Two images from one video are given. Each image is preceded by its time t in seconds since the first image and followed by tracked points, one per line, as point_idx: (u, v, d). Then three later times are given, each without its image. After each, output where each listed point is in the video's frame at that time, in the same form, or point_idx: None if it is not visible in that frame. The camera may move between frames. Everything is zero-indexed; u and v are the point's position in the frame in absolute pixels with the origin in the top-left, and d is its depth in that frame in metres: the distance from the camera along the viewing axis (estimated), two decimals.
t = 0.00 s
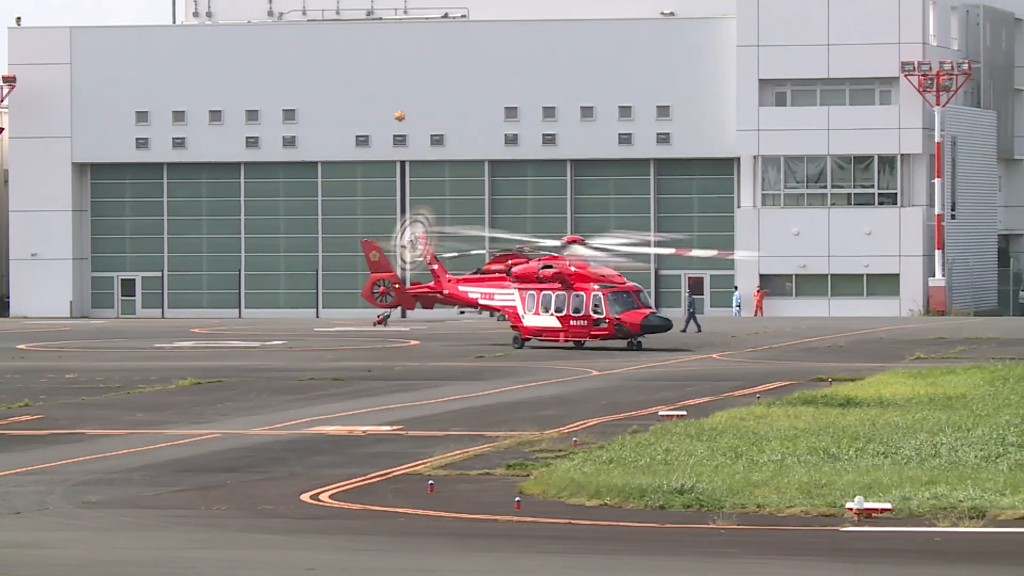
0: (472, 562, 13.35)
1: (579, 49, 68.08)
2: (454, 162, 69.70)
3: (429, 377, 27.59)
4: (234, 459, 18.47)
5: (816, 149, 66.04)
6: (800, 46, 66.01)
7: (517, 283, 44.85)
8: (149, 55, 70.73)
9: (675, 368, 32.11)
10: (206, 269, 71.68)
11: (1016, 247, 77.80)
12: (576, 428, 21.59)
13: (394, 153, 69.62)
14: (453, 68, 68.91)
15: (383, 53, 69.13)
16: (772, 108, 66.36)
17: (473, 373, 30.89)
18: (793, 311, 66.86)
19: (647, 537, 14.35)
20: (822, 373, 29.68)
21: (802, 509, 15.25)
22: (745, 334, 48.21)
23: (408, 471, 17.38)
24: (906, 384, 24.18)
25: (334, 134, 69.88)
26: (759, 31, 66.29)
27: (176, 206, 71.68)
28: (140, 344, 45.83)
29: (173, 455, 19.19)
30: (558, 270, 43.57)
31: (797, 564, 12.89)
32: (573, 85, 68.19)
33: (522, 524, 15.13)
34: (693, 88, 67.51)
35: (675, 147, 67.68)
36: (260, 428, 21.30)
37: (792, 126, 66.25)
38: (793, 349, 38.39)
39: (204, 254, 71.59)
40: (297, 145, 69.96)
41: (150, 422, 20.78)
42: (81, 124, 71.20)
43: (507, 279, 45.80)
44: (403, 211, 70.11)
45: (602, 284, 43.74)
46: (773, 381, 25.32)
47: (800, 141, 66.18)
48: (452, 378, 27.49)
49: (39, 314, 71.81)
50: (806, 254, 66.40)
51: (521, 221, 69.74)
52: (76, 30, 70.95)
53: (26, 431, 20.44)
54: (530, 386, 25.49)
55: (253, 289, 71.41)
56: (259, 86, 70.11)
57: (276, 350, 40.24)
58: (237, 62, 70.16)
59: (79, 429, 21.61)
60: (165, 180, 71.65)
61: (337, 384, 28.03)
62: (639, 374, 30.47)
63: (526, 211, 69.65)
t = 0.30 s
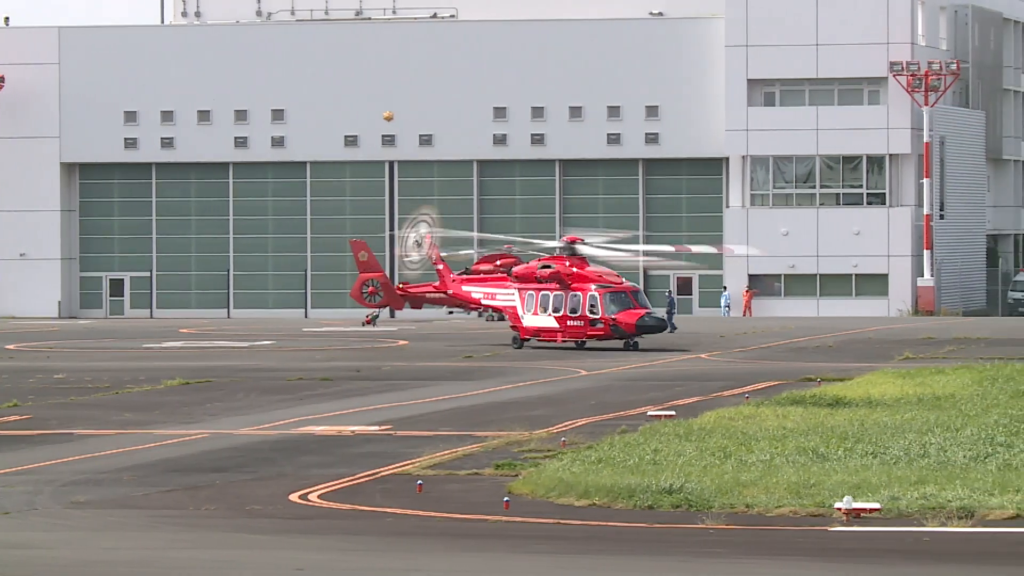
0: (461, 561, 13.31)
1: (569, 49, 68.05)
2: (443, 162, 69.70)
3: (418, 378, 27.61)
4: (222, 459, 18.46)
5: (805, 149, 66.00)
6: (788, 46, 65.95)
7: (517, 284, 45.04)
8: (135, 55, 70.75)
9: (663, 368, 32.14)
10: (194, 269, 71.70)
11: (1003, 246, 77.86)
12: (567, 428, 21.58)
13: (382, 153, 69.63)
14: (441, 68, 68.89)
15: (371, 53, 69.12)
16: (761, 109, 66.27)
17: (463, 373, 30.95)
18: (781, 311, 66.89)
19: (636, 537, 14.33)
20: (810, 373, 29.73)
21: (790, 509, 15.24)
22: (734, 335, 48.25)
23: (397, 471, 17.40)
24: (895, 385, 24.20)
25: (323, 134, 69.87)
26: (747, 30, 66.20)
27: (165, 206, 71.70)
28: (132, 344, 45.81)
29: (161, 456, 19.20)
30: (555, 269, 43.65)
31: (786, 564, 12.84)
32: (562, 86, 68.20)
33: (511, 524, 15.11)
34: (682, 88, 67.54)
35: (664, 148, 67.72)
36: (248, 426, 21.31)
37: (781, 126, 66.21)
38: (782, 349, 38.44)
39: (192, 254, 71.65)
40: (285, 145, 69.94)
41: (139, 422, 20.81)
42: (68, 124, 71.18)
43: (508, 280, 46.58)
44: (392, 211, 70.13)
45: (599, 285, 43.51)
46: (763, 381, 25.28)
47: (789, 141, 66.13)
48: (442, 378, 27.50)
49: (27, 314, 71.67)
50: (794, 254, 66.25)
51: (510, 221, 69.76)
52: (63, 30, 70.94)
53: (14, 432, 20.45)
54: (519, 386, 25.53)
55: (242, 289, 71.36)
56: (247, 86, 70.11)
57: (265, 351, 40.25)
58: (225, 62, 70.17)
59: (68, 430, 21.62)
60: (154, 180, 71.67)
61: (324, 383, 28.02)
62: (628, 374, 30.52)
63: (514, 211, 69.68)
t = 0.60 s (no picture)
0: (449, 561, 13.29)
1: (559, 49, 68.00)
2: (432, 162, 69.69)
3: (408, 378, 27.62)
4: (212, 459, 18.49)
5: (793, 149, 65.98)
6: (776, 47, 65.93)
7: (518, 284, 45.02)
8: (122, 56, 70.74)
9: (652, 368, 32.18)
10: (183, 269, 71.71)
11: (994, 246, 77.46)
12: (556, 428, 21.60)
13: (371, 153, 69.62)
14: (431, 68, 68.89)
15: (359, 54, 69.10)
16: (750, 109, 66.23)
17: (452, 373, 31.01)
18: (769, 312, 66.96)
19: (624, 537, 14.31)
20: (800, 373, 29.78)
21: (780, 509, 15.23)
22: (724, 335, 48.29)
23: (386, 471, 17.41)
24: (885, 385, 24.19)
25: (312, 135, 69.87)
26: (736, 31, 66.13)
27: (154, 207, 71.72)
28: (123, 344, 45.78)
29: (150, 457, 19.21)
30: (554, 269, 43.67)
31: (774, 564, 12.80)
32: (552, 86, 68.20)
33: (500, 524, 15.10)
34: (671, 87, 67.56)
35: (654, 148, 67.77)
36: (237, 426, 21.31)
37: (769, 126, 66.17)
38: (771, 349, 38.47)
39: (182, 254, 71.66)
40: (275, 145, 69.96)
41: (128, 423, 20.82)
42: (57, 124, 71.18)
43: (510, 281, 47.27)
44: (381, 211, 70.30)
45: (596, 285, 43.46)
46: (752, 381, 25.25)
47: (777, 142, 66.10)
48: (432, 378, 27.51)
49: (16, 314, 71.55)
50: (783, 254, 66.27)
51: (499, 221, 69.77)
52: (51, 30, 70.93)
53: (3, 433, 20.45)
54: (509, 386, 25.54)
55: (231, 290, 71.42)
56: (236, 87, 70.12)
57: (255, 351, 40.26)
58: (214, 62, 70.18)
59: (56, 430, 21.63)
60: (143, 180, 71.72)
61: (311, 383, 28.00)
62: (617, 374, 30.56)
63: (504, 211, 69.74)
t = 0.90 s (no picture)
0: (440, 560, 13.29)
1: (551, 49, 68.02)
2: (424, 162, 69.67)
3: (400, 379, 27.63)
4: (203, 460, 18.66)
5: (784, 149, 65.97)
6: (767, 47, 65.93)
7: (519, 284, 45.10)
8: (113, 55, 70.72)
9: (643, 368, 32.21)
10: (175, 269, 71.69)
11: (984, 247, 77.11)
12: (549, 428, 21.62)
13: (363, 153, 69.64)
14: (422, 68, 68.87)
15: (351, 54, 69.12)
16: (741, 109, 66.23)
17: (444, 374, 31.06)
18: (760, 312, 67.02)
19: (616, 537, 14.30)
20: (791, 373, 29.83)
21: (771, 509, 15.22)
22: (715, 334, 48.36)
23: (378, 472, 17.42)
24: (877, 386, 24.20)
25: (304, 135, 69.88)
26: (727, 30, 66.09)
27: (146, 207, 71.73)
28: (118, 344, 45.79)
29: (141, 458, 19.22)
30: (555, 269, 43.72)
31: (767, 564, 12.78)
32: (544, 86, 68.22)
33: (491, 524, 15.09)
34: (663, 87, 67.61)
35: (645, 148, 67.85)
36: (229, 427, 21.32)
37: (760, 125, 66.14)
38: (762, 349, 38.51)
39: (173, 254, 71.63)
40: (266, 145, 69.94)
41: (120, 424, 20.83)
42: (48, 125, 71.20)
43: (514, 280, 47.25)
44: (372, 211, 70.19)
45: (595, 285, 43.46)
46: (743, 381, 25.22)
47: (768, 142, 66.11)
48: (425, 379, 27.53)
49: (7, 314, 71.55)
50: (774, 254, 66.32)
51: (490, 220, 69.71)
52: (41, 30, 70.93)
53: None
54: (501, 387, 25.55)
55: (222, 290, 71.39)
56: (228, 87, 70.10)
57: (248, 351, 40.26)
58: (205, 61, 70.17)
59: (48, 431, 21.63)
60: (134, 181, 71.73)
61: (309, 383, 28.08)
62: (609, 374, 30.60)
63: (495, 212, 69.52)
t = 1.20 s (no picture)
0: (433, 559, 13.29)
1: (545, 49, 68.05)
2: (417, 162, 69.64)
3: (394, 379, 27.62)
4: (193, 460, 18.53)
5: (777, 150, 65.97)
6: (760, 47, 65.93)
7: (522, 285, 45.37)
8: (107, 54, 70.71)
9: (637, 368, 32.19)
10: (168, 270, 71.64)
11: (977, 247, 77.31)
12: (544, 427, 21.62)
13: (357, 153, 69.63)
14: (416, 68, 68.88)
15: (344, 54, 69.15)
16: (734, 109, 66.27)
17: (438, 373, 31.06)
18: (753, 312, 66.87)
19: (609, 537, 14.29)
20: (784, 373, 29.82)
21: (764, 509, 15.23)
22: (709, 335, 48.37)
23: (371, 472, 17.43)
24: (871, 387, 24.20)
25: (297, 135, 69.87)
26: (721, 30, 66.10)
27: (139, 206, 71.68)
28: (113, 344, 45.79)
29: (134, 460, 19.21)
30: (555, 269, 43.94)
31: (760, 564, 12.77)
32: (537, 86, 68.25)
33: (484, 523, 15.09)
34: (656, 87, 67.65)
35: (638, 148, 67.79)
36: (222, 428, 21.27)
37: (753, 125, 66.17)
38: (756, 349, 38.51)
39: (166, 254, 71.58)
40: (259, 145, 69.94)
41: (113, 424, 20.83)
42: (42, 124, 71.20)
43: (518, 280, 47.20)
44: (366, 211, 70.08)
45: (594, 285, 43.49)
46: (737, 381, 25.20)
47: (761, 142, 66.12)
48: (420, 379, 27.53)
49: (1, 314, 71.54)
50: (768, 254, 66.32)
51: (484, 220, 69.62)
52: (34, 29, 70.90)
53: None
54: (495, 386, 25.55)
55: (215, 290, 71.33)
56: (221, 86, 70.12)
57: (243, 351, 40.24)
58: (199, 61, 70.17)
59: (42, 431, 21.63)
60: (127, 181, 71.66)
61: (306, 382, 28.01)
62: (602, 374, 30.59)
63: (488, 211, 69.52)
